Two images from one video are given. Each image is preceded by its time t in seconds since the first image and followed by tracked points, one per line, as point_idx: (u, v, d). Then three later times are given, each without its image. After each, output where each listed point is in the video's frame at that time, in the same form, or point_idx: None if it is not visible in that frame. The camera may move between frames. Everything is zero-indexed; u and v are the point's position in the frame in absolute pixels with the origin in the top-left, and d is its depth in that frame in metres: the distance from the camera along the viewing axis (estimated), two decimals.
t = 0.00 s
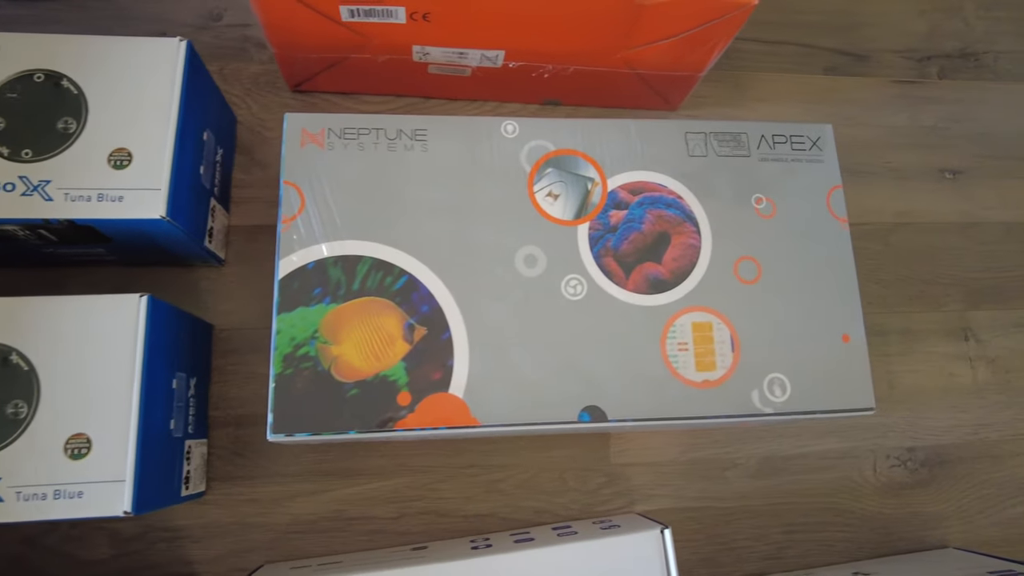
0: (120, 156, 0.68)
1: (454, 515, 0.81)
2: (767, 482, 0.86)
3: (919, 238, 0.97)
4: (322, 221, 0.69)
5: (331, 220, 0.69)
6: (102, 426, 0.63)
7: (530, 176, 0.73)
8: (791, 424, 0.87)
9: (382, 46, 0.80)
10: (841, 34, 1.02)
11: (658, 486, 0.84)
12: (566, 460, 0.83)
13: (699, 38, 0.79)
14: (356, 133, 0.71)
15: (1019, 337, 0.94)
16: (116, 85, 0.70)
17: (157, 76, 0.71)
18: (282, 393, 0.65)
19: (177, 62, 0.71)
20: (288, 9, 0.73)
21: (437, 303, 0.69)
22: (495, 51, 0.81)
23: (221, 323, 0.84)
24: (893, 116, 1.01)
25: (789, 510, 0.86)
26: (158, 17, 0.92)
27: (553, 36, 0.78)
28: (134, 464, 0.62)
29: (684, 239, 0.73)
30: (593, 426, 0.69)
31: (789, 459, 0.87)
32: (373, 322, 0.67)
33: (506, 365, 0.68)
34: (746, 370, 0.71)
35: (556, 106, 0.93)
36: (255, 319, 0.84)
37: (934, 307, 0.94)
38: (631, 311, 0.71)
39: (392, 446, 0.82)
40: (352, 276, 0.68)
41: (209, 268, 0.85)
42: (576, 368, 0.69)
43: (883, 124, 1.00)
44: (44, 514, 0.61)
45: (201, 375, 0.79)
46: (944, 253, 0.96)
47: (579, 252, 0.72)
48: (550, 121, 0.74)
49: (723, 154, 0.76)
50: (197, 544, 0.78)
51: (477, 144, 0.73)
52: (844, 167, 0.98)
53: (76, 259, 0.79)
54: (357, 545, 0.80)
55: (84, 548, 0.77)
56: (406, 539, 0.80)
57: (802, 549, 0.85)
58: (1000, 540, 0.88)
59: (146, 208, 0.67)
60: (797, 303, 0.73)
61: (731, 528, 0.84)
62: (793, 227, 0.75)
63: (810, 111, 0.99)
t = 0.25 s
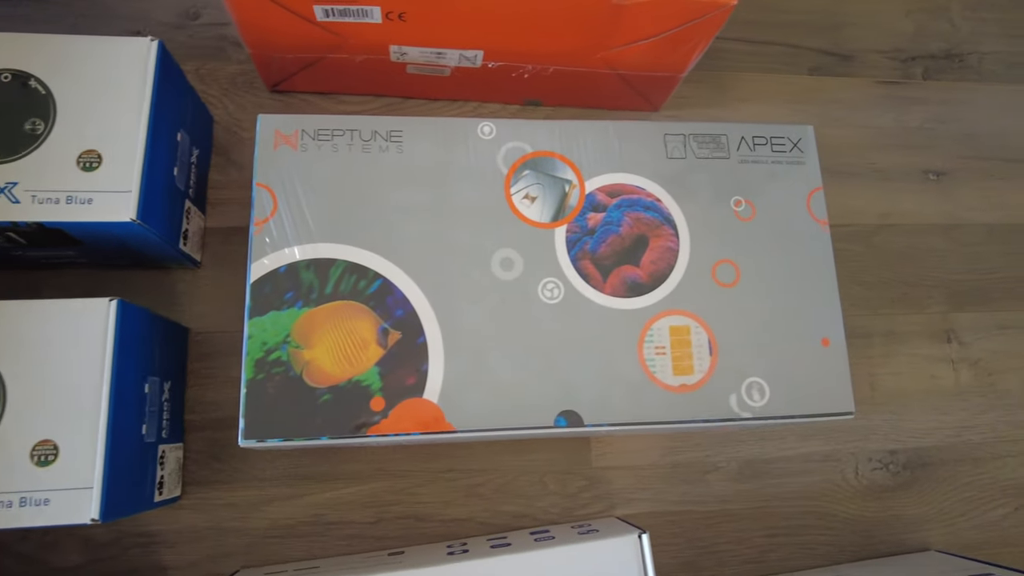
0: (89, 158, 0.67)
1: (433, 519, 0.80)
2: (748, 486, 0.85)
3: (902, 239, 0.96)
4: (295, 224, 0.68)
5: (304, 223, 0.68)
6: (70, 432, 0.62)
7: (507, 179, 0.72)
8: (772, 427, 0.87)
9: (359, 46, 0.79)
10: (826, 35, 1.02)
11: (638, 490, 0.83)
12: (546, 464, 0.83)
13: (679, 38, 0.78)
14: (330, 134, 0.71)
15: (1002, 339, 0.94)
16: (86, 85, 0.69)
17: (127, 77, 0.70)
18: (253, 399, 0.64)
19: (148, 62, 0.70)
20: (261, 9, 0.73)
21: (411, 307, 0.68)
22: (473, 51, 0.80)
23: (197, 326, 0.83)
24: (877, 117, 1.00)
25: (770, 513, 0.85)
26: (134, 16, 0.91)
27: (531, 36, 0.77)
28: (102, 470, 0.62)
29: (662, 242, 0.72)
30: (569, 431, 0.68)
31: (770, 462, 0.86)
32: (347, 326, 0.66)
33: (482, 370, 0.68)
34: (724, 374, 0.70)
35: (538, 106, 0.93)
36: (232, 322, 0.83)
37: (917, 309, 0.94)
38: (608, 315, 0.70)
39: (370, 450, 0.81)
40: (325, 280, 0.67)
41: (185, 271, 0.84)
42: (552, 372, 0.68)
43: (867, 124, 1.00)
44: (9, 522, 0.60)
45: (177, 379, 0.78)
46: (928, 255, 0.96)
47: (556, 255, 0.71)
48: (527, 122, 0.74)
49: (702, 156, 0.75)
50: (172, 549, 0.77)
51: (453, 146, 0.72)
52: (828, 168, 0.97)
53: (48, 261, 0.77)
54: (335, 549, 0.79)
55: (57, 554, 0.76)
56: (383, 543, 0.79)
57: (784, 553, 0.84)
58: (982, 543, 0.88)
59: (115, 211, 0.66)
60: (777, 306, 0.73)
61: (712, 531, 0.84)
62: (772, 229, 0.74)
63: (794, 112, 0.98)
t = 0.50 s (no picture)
0: (66, 160, 0.66)
1: (416, 523, 0.80)
2: (733, 488, 0.85)
3: (889, 241, 0.96)
4: (274, 226, 0.68)
5: (284, 225, 0.68)
6: (45, 437, 0.62)
7: (489, 181, 0.72)
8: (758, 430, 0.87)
9: (341, 47, 0.79)
10: (813, 36, 1.02)
11: (622, 493, 0.83)
12: (530, 467, 0.82)
13: (664, 40, 0.78)
14: (310, 136, 0.70)
15: (987, 341, 0.94)
16: (63, 87, 0.68)
17: (106, 78, 0.69)
18: (231, 403, 0.64)
19: (127, 63, 0.70)
20: (242, 9, 0.72)
21: (392, 310, 0.67)
22: (456, 52, 0.79)
23: (179, 329, 0.82)
24: (864, 118, 1.00)
25: (755, 516, 0.85)
26: (115, 15, 0.90)
27: (514, 37, 0.76)
28: (78, 476, 0.61)
29: (645, 245, 0.72)
30: (551, 435, 0.68)
31: (755, 465, 0.86)
32: (326, 330, 0.66)
33: (462, 374, 0.67)
34: (707, 378, 0.70)
35: (523, 107, 0.92)
36: (214, 325, 0.83)
37: (904, 311, 0.94)
38: (590, 318, 0.70)
39: (353, 453, 0.81)
40: (305, 283, 0.67)
41: (167, 273, 0.83)
42: (534, 376, 0.68)
43: (854, 126, 0.99)
44: None
45: (158, 382, 0.77)
46: (914, 257, 0.96)
47: (538, 258, 0.71)
48: (509, 124, 0.73)
49: (685, 158, 0.75)
50: (153, 553, 0.77)
51: (435, 148, 0.72)
52: (815, 169, 0.97)
53: (27, 263, 0.77)
54: (317, 553, 0.79)
55: (35, 558, 0.75)
56: (366, 547, 0.79)
57: (768, 555, 0.84)
58: (966, 545, 0.88)
59: (93, 214, 0.66)
60: (760, 309, 0.72)
61: (696, 534, 0.84)
62: (756, 232, 0.74)
63: (781, 113, 0.98)
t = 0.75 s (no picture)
0: (45, 163, 0.66)
1: (400, 526, 0.80)
2: (717, 491, 0.85)
3: (875, 243, 0.96)
4: (255, 230, 0.67)
5: (265, 229, 0.68)
6: (23, 442, 0.61)
7: (471, 184, 0.72)
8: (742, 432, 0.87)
9: (324, 49, 0.79)
10: (799, 38, 1.02)
11: (607, 496, 0.83)
12: (514, 470, 0.82)
13: (648, 43, 0.78)
14: (291, 139, 0.70)
15: (972, 343, 0.95)
16: (42, 89, 0.68)
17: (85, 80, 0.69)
18: (211, 407, 0.64)
19: (107, 66, 0.69)
20: (223, 11, 0.72)
21: (373, 314, 0.67)
22: (440, 54, 0.79)
23: (162, 331, 0.82)
24: (851, 120, 1.00)
25: (739, 518, 0.85)
26: (99, 17, 0.90)
27: (498, 39, 0.76)
28: (56, 481, 0.61)
29: (627, 249, 0.72)
30: (533, 439, 0.68)
31: (740, 467, 0.86)
32: (307, 335, 0.66)
33: (443, 378, 0.67)
34: (689, 381, 0.70)
35: (509, 109, 0.92)
36: (197, 328, 0.82)
37: (889, 313, 0.94)
38: (573, 322, 0.70)
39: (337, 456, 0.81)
40: (285, 287, 0.67)
41: (150, 275, 0.82)
42: (516, 379, 0.68)
43: (841, 128, 0.99)
44: None
45: (141, 386, 0.77)
46: (900, 259, 0.96)
47: (521, 261, 0.70)
48: (492, 128, 0.73)
49: (668, 162, 0.75)
50: (136, 557, 0.77)
51: (417, 151, 0.71)
52: (802, 171, 0.97)
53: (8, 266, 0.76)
54: (300, 557, 0.79)
55: (16, 563, 0.75)
56: (350, 550, 0.79)
57: (752, 557, 0.84)
58: (950, 546, 0.88)
59: (72, 217, 0.65)
60: (742, 312, 0.72)
61: (680, 536, 0.84)
62: (739, 236, 0.74)
63: (768, 115, 0.98)
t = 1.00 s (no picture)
0: (29, 168, 0.66)
1: (387, 530, 0.80)
2: (704, 494, 0.86)
3: (863, 247, 0.96)
4: (240, 235, 0.67)
5: (250, 234, 0.68)
6: (6, 448, 0.61)
7: (457, 189, 0.72)
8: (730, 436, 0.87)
9: (311, 53, 0.79)
10: (788, 41, 1.02)
11: (594, 499, 0.83)
12: (502, 474, 0.82)
13: (635, 48, 0.78)
14: (277, 144, 0.70)
15: (959, 347, 0.95)
16: (27, 94, 0.68)
17: (71, 85, 0.69)
18: (196, 413, 0.64)
19: (92, 70, 0.69)
20: (209, 16, 0.72)
21: (358, 319, 0.67)
22: (427, 59, 0.79)
23: (149, 335, 0.81)
24: (839, 124, 1.00)
25: (726, 521, 0.85)
26: (86, 20, 0.90)
27: (484, 43, 0.76)
28: (39, 488, 0.61)
29: (613, 254, 0.72)
30: (518, 443, 0.68)
31: (727, 471, 0.86)
32: (292, 340, 0.66)
33: (428, 383, 0.67)
34: (674, 386, 0.70)
35: (497, 113, 0.92)
36: (184, 332, 0.82)
37: (876, 317, 0.94)
38: (558, 326, 0.70)
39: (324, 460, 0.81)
40: (270, 292, 0.67)
41: (137, 279, 0.82)
42: (501, 384, 0.68)
43: (829, 132, 1.00)
44: None
45: (128, 390, 0.77)
46: (887, 263, 0.97)
47: (506, 266, 0.70)
48: (478, 132, 0.73)
49: (654, 167, 0.75)
50: (123, 561, 0.77)
51: (403, 156, 0.71)
52: (790, 175, 0.97)
53: None
54: (288, 560, 0.79)
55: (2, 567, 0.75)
56: (337, 554, 0.79)
57: (739, 560, 0.85)
58: (936, 549, 0.88)
59: (56, 223, 0.65)
60: (728, 317, 0.73)
61: (667, 540, 0.84)
62: (724, 240, 0.74)
63: (757, 119, 0.98)
